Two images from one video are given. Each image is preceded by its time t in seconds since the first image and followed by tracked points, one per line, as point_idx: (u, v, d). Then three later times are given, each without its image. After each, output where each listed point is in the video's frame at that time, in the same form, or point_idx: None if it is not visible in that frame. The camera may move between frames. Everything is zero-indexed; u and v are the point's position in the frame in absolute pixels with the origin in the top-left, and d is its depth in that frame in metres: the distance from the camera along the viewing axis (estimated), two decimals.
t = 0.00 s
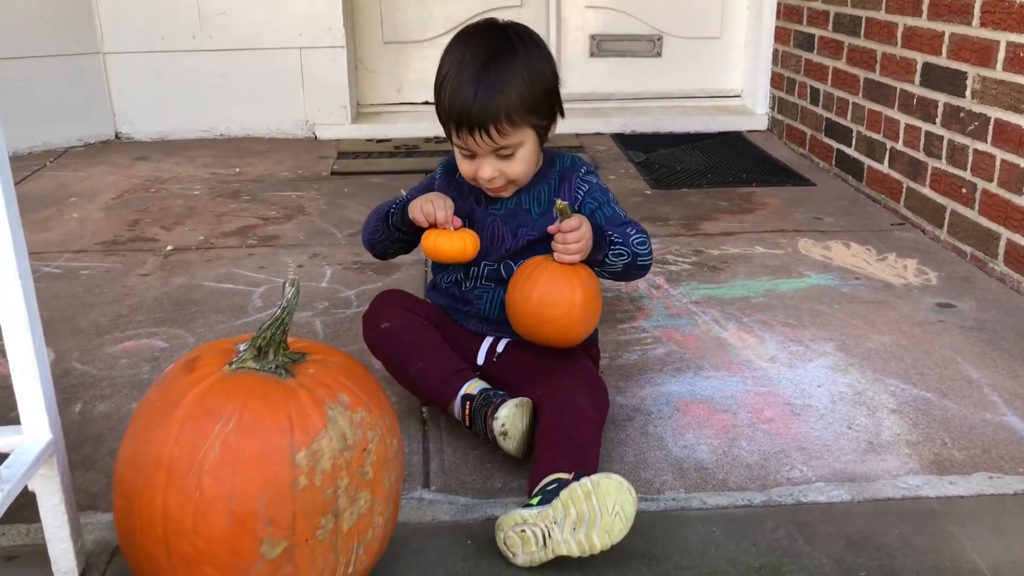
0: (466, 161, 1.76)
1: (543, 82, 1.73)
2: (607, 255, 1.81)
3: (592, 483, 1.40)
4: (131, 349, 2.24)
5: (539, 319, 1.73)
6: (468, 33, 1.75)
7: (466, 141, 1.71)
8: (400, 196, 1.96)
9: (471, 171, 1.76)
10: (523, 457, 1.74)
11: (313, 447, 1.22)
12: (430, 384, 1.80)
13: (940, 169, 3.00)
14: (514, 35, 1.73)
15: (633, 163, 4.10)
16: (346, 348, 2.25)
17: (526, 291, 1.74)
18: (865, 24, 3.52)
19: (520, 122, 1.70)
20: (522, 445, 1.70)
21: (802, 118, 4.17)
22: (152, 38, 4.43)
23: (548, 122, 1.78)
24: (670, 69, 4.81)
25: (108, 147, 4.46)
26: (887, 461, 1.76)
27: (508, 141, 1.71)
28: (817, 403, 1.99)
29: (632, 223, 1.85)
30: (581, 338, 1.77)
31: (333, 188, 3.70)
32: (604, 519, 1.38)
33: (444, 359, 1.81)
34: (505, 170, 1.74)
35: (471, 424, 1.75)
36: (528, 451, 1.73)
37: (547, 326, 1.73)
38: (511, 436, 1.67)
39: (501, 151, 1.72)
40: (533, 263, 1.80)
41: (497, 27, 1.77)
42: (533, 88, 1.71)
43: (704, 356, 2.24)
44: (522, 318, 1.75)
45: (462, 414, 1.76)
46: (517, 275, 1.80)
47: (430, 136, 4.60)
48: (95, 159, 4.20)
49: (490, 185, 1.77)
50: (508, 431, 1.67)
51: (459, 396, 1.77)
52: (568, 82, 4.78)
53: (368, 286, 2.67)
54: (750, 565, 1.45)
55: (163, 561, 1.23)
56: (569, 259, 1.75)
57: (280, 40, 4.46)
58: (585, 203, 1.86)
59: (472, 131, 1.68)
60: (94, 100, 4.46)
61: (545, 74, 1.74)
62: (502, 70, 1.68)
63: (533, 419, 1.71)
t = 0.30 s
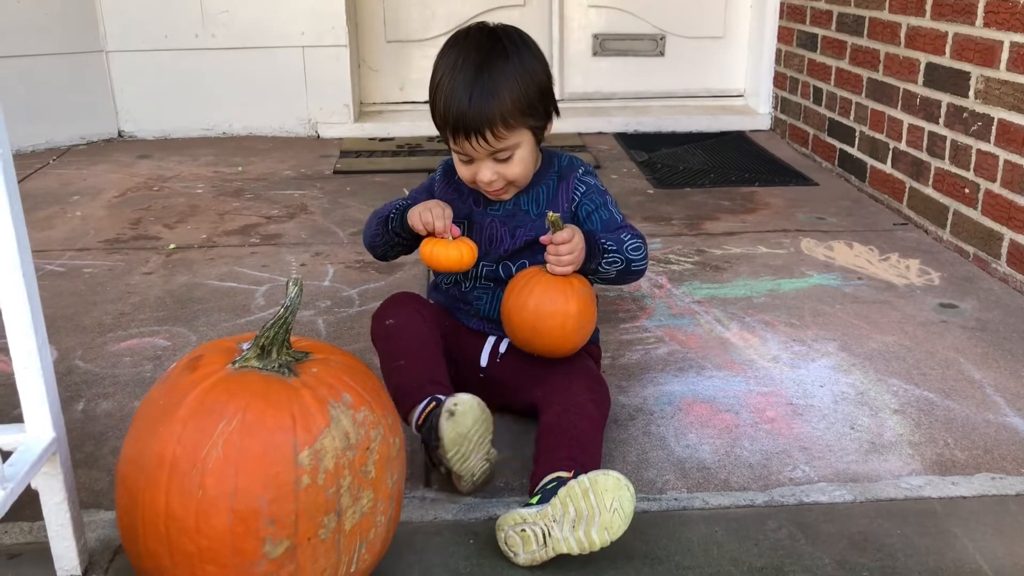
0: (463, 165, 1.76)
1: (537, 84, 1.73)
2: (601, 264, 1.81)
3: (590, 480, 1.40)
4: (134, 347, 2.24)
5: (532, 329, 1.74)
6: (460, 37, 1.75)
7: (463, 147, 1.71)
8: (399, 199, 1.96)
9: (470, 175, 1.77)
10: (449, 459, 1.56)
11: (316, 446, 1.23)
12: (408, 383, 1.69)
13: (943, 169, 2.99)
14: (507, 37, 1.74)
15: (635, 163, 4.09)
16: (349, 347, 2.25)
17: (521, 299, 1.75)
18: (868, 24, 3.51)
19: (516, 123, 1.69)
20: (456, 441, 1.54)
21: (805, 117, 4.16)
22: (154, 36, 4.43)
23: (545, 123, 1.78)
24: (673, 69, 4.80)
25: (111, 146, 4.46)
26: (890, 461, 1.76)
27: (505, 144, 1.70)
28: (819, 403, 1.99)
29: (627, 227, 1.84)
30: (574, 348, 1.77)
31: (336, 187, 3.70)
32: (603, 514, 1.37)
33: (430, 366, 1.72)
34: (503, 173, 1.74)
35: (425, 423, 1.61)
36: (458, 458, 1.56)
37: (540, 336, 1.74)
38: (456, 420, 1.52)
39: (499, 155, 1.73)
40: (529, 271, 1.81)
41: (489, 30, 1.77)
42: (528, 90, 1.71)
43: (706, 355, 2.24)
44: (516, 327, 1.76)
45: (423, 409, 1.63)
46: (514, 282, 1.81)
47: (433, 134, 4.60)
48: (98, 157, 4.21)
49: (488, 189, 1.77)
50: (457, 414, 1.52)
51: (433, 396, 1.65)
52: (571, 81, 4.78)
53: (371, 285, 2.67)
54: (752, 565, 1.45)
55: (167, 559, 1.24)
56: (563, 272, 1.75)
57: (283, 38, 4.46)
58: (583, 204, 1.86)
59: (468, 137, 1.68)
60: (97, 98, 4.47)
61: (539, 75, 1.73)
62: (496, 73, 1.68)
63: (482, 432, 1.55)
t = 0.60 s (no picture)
0: (455, 157, 1.76)
1: (531, 76, 1.73)
2: (599, 278, 1.81)
3: (591, 482, 1.40)
4: (137, 347, 2.24)
5: (533, 351, 1.72)
6: (456, 30, 1.77)
7: (453, 134, 1.71)
8: (399, 212, 1.94)
9: (461, 168, 1.76)
10: (461, 476, 1.53)
11: (319, 447, 1.23)
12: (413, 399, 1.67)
13: (946, 170, 2.99)
14: (503, 30, 1.75)
15: (638, 163, 4.09)
16: (352, 347, 2.26)
17: (521, 317, 1.74)
18: (871, 25, 3.51)
19: (506, 112, 1.69)
20: (468, 455, 1.51)
21: (808, 118, 4.16)
22: (157, 35, 4.43)
23: (538, 119, 1.77)
24: (675, 69, 4.80)
25: (113, 145, 4.46)
26: (892, 463, 1.76)
27: (495, 133, 1.70)
28: (822, 404, 1.99)
29: (626, 233, 1.85)
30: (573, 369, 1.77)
31: (338, 187, 3.71)
32: (605, 517, 1.37)
33: (438, 379, 1.70)
34: (493, 165, 1.72)
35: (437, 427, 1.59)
36: (470, 472, 1.53)
37: (540, 358, 1.72)
38: (470, 432, 1.50)
39: (489, 145, 1.72)
40: (528, 290, 1.80)
41: (488, 24, 1.78)
42: (520, 81, 1.71)
43: (709, 356, 2.24)
44: (516, 346, 1.75)
45: (434, 417, 1.61)
46: (512, 300, 1.80)
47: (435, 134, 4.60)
48: (101, 156, 4.22)
49: (479, 182, 1.75)
50: (471, 426, 1.50)
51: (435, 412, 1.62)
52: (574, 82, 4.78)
53: (373, 285, 2.67)
54: (755, 567, 1.45)
55: (169, 560, 1.24)
56: (560, 293, 1.74)
57: (286, 38, 4.46)
58: (582, 207, 1.86)
59: (458, 123, 1.68)
60: (100, 97, 4.47)
61: (532, 68, 1.74)
62: (488, 62, 1.69)
63: (495, 443, 1.53)
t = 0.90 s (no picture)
0: (441, 136, 1.77)
1: (522, 60, 1.75)
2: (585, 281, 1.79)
3: (599, 490, 1.39)
4: (138, 346, 2.24)
5: (517, 358, 1.72)
6: (457, 17, 1.82)
7: (439, 106, 1.73)
8: (396, 229, 1.96)
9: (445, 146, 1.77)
10: (483, 482, 1.61)
11: (321, 447, 1.23)
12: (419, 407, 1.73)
13: (949, 170, 2.98)
14: (501, 18, 1.79)
15: (639, 162, 4.09)
16: (353, 346, 2.26)
17: (501, 330, 1.74)
18: (874, 24, 3.50)
19: (493, 88, 1.71)
20: (473, 469, 1.58)
21: (810, 117, 4.16)
22: (159, 34, 4.43)
23: (528, 107, 1.78)
24: (677, 68, 4.80)
25: (115, 144, 4.46)
26: (895, 463, 1.75)
27: (479, 106, 1.71)
28: (824, 404, 1.99)
29: (617, 232, 1.85)
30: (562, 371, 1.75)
31: (340, 186, 3.70)
32: (611, 525, 1.37)
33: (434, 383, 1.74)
34: (475, 142, 1.73)
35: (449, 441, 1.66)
36: (489, 476, 1.60)
37: (525, 364, 1.72)
38: (459, 456, 1.57)
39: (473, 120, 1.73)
40: (512, 297, 1.80)
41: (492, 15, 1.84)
42: (511, 62, 1.73)
43: (710, 355, 2.24)
44: (501, 354, 1.74)
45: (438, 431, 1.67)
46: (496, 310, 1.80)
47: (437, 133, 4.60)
48: (103, 155, 4.21)
49: (461, 161, 1.75)
50: (455, 450, 1.57)
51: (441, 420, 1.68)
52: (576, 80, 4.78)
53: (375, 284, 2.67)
54: (757, 567, 1.45)
55: (171, 559, 1.24)
56: (536, 297, 1.73)
57: (288, 37, 4.46)
58: (573, 206, 1.86)
59: (443, 93, 1.71)
60: (102, 96, 4.47)
61: (525, 54, 1.76)
62: (480, 40, 1.73)
63: (490, 441, 1.60)
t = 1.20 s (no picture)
0: (436, 122, 1.77)
1: (529, 60, 1.78)
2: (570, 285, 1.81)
3: (596, 491, 1.38)
4: (140, 344, 2.25)
5: (499, 366, 1.74)
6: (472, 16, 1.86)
7: (438, 88, 1.74)
8: (373, 208, 1.85)
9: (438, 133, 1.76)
10: (482, 489, 1.60)
11: (322, 444, 1.23)
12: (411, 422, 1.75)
13: (950, 168, 2.98)
14: (515, 22, 1.82)
15: (640, 161, 4.09)
16: (354, 344, 2.26)
17: (487, 339, 1.75)
18: (875, 22, 3.51)
19: (496, 77, 1.73)
20: (467, 479, 1.58)
21: (811, 115, 4.15)
22: (160, 33, 4.44)
23: (528, 109, 1.79)
24: (679, 66, 4.80)
25: (117, 142, 4.47)
26: (895, 460, 1.75)
27: (477, 92, 1.72)
28: (825, 401, 1.99)
29: (603, 237, 1.85)
30: (548, 376, 1.76)
31: (341, 184, 3.71)
32: (607, 528, 1.36)
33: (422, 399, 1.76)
34: (468, 129, 1.73)
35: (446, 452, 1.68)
36: (486, 482, 1.60)
37: (512, 369, 1.72)
38: (450, 468, 1.57)
39: (471, 107, 1.74)
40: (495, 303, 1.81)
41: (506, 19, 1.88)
42: (518, 59, 1.76)
43: (711, 353, 2.24)
44: (484, 362, 1.77)
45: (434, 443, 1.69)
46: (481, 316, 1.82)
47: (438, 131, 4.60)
48: (105, 154, 4.22)
49: (452, 147, 1.74)
50: (445, 464, 1.57)
51: (436, 429, 1.71)
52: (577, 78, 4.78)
53: (375, 283, 2.67)
54: (757, 565, 1.45)
55: (173, 556, 1.24)
56: (515, 305, 1.73)
57: (289, 35, 4.47)
58: (561, 212, 1.85)
59: (445, 74, 1.72)
60: (103, 95, 4.48)
61: (533, 56, 1.79)
62: (491, 32, 1.76)
63: (480, 449, 1.59)
